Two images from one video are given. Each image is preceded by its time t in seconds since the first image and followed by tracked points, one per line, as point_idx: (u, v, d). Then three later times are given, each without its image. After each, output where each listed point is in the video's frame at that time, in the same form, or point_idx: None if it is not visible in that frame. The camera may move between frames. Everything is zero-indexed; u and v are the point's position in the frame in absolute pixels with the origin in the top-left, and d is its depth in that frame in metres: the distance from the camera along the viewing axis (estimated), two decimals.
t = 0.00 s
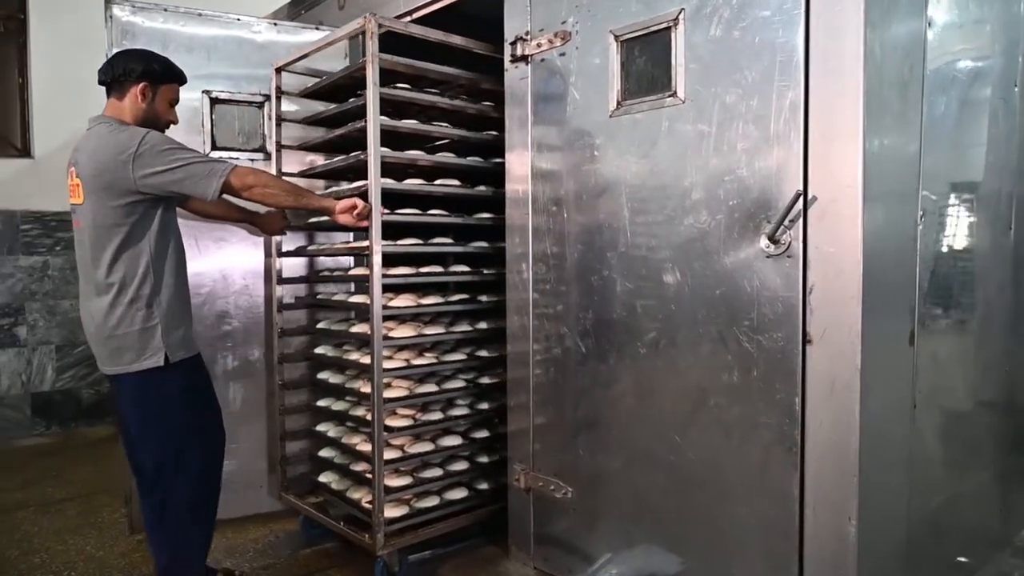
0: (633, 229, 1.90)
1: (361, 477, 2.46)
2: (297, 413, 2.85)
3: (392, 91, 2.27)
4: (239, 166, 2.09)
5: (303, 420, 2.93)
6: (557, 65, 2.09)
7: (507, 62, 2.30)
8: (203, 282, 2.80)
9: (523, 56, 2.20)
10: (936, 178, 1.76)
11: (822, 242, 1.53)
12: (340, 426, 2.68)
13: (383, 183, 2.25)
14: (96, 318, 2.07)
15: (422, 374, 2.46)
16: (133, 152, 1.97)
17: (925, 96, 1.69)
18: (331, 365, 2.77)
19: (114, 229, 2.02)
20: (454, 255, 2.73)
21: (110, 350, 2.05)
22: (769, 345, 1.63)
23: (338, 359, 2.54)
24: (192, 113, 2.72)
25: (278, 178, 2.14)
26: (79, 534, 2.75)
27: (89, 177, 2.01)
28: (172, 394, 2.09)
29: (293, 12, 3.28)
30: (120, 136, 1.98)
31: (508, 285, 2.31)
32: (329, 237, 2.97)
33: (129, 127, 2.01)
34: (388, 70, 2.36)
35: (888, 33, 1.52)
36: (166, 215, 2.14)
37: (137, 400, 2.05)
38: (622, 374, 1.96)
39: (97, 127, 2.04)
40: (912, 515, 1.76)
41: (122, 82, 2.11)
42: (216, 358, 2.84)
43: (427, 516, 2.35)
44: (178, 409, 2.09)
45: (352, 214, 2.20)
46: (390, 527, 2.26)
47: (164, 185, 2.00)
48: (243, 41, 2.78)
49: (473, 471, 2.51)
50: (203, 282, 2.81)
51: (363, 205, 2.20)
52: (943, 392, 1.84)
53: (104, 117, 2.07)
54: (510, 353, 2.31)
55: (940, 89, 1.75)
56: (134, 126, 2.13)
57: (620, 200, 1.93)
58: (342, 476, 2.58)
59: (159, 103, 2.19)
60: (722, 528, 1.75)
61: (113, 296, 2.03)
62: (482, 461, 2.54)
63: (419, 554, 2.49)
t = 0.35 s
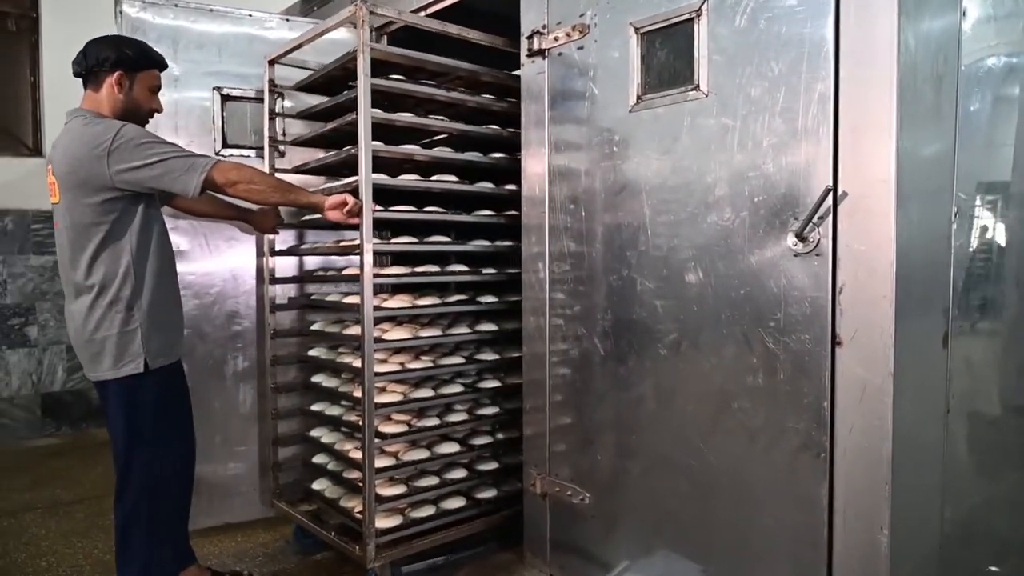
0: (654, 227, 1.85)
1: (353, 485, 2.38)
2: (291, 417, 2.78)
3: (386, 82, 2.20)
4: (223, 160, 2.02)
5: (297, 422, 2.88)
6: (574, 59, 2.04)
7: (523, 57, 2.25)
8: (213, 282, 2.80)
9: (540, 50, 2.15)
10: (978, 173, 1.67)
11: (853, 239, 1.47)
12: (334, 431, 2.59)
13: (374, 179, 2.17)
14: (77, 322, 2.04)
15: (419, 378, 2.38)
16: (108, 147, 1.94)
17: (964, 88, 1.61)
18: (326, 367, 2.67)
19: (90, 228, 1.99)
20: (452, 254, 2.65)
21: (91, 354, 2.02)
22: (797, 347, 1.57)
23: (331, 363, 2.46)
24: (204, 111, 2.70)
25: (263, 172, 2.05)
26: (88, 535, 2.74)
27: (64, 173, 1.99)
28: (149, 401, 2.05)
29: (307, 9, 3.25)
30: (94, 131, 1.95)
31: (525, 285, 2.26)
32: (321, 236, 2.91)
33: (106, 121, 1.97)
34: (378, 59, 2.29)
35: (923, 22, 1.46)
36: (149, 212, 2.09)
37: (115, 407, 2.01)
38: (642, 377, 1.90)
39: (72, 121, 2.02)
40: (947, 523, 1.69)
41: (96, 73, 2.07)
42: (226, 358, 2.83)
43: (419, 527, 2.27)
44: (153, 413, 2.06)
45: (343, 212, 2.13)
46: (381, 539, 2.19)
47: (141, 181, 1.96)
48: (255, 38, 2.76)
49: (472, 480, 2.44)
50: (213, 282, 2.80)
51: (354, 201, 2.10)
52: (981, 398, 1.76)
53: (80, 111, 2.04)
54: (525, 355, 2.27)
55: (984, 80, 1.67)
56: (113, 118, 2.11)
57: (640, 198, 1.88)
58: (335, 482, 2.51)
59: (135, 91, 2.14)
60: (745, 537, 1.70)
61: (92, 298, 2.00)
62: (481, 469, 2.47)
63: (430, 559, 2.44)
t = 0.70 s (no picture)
0: (668, 225, 1.80)
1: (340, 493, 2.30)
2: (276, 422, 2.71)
3: (373, 73, 2.12)
4: (200, 155, 1.95)
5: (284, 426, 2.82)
6: (585, 53, 2.00)
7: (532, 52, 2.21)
8: (215, 282, 2.75)
9: (549, 45, 2.11)
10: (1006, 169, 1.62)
11: (878, 236, 1.42)
12: (321, 437, 2.51)
13: (359, 174, 2.12)
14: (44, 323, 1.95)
15: (408, 382, 2.30)
16: (75, 137, 1.85)
17: (992, 82, 1.57)
18: (313, 371, 2.59)
19: (55, 223, 1.91)
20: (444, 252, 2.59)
21: (57, 356, 1.93)
22: (819, 349, 1.51)
23: (316, 366, 2.37)
24: (206, 109, 2.66)
25: (242, 168, 2.00)
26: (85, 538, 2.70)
27: (30, 165, 1.89)
28: (118, 409, 1.95)
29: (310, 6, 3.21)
30: (59, 120, 1.86)
31: (534, 285, 2.21)
32: (304, 235, 2.87)
33: (73, 109, 1.88)
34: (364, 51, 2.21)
35: (951, 13, 1.41)
36: (118, 204, 2.00)
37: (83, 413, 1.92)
38: (656, 379, 1.85)
39: (38, 111, 1.93)
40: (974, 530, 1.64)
41: (62, 60, 1.98)
42: (228, 359, 2.79)
43: (409, 536, 2.20)
44: (125, 418, 1.96)
45: (324, 206, 2.08)
46: (367, 548, 2.12)
47: (112, 173, 1.88)
48: (259, 35, 2.72)
49: (464, 487, 2.35)
50: (215, 282, 2.75)
51: (336, 197, 2.07)
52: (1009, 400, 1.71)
53: (47, 100, 1.96)
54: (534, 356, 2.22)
55: (1012, 73, 1.62)
56: (81, 107, 2.01)
57: (654, 195, 1.83)
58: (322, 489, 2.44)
59: (104, 78, 2.05)
60: (763, 545, 1.65)
61: (57, 296, 1.92)
62: (473, 475, 2.39)
63: (437, 565, 2.39)
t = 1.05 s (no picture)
0: (681, 225, 1.76)
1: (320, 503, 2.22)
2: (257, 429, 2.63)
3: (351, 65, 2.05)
4: (167, 152, 1.80)
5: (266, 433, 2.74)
6: (596, 50, 1.96)
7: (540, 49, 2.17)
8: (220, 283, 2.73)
9: (559, 42, 2.07)
10: None
11: (899, 237, 1.38)
12: (304, 445, 2.43)
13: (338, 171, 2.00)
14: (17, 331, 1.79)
15: (393, 389, 2.23)
16: (34, 135, 1.68)
17: (1014, 78, 1.53)
18: (296, 377, 2.52)
19: (20, 224, 1.74)
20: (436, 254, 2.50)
21: (28, 367, 1.77)
22: (838, 353, 1.48)
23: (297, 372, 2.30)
24: (210, 108, 2.63)
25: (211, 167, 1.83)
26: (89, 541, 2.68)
27: None
28: (97, 422, 1.78)
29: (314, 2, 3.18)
30: (17, 114, 1.69)
31: (543, 285, 2.18)
32: (282, 234, 2.79)
33: (31, 103, 1.71)
34: (343, 42, 2.12)
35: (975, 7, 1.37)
36: (87, 204, 1.82)
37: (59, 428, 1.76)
38: (668, 382, 1.82)
39: None
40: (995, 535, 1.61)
41: (18, 53, 1.82)
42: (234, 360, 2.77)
43: (393, 550, 2.11)
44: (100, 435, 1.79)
45: (303, 206, 1.96)
46: (349, 563, 2.04)
47: (75, 174, 1.72)
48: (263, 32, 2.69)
49: (451, 497, 2.26)
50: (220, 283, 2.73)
51: (314, 195, 1.96)
52: None
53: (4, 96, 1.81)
54: (543, 359, 2.19)
55: None
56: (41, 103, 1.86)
57: (666, 194, 1.79)
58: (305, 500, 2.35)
59: (65, 71, 1.88)
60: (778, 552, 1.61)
61: (28, 303, 1.75)
62: (460, 485, 2.31)
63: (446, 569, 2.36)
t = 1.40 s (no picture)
0: (694, 227, 1.73)
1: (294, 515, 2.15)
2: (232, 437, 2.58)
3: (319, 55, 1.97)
4: (125, 150, 1.66)
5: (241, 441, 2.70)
6: (606, 48, 1.93)
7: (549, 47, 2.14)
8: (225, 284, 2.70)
9: (568, 40, 2.04)
10: None
11: (921, 238, 1.35)
12: (279, 454, 2.39)
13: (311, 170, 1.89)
14: None
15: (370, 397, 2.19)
16: None
17: None
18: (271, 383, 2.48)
19: None
20: (421, 255, 2.45)
21: None
22: (857, 357, 1.45)
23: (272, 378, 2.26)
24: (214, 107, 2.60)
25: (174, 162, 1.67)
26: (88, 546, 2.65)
27: None
28: (51, 431, 1.72)
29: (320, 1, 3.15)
30: None
31: (552, 287, 2.15)
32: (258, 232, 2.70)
33: None
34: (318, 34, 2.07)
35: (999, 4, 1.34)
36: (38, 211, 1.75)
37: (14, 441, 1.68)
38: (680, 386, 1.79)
39: None
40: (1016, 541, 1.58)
41: None
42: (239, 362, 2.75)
43: (372, 563, 2.02)
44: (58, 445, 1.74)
45: (277, 203, 1.83)
46: None
47: (29, 177, 1.61)
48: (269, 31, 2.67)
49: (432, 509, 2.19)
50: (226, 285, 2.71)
51: (285, 193, 1.82)
52: None
53: None
54: (552, 362, 2.16)
55: None
56: None
57: (679, 194, 1.76)
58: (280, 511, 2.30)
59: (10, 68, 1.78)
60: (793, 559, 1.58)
61: None
62: (442, 496, 2.24)
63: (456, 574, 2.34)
